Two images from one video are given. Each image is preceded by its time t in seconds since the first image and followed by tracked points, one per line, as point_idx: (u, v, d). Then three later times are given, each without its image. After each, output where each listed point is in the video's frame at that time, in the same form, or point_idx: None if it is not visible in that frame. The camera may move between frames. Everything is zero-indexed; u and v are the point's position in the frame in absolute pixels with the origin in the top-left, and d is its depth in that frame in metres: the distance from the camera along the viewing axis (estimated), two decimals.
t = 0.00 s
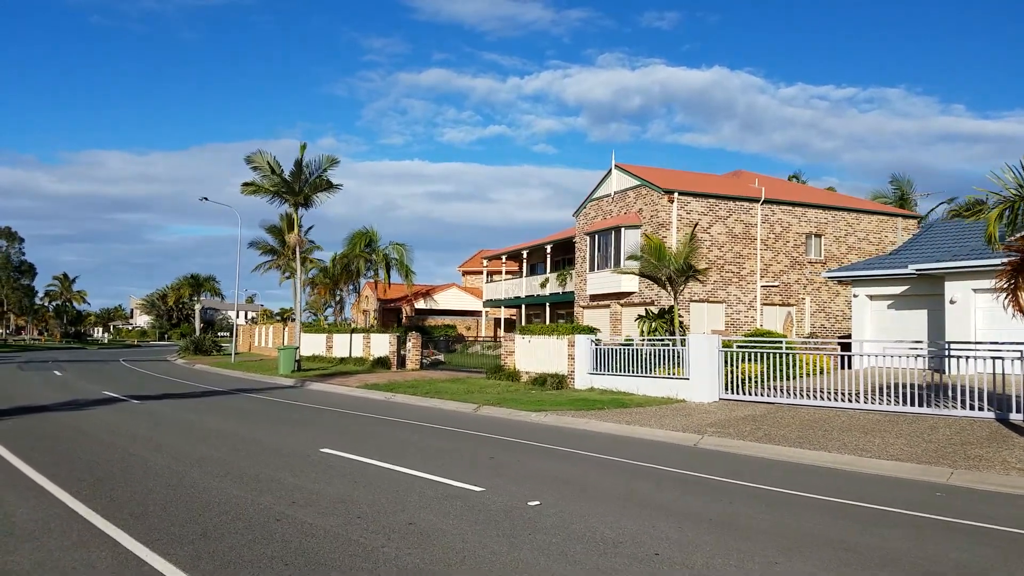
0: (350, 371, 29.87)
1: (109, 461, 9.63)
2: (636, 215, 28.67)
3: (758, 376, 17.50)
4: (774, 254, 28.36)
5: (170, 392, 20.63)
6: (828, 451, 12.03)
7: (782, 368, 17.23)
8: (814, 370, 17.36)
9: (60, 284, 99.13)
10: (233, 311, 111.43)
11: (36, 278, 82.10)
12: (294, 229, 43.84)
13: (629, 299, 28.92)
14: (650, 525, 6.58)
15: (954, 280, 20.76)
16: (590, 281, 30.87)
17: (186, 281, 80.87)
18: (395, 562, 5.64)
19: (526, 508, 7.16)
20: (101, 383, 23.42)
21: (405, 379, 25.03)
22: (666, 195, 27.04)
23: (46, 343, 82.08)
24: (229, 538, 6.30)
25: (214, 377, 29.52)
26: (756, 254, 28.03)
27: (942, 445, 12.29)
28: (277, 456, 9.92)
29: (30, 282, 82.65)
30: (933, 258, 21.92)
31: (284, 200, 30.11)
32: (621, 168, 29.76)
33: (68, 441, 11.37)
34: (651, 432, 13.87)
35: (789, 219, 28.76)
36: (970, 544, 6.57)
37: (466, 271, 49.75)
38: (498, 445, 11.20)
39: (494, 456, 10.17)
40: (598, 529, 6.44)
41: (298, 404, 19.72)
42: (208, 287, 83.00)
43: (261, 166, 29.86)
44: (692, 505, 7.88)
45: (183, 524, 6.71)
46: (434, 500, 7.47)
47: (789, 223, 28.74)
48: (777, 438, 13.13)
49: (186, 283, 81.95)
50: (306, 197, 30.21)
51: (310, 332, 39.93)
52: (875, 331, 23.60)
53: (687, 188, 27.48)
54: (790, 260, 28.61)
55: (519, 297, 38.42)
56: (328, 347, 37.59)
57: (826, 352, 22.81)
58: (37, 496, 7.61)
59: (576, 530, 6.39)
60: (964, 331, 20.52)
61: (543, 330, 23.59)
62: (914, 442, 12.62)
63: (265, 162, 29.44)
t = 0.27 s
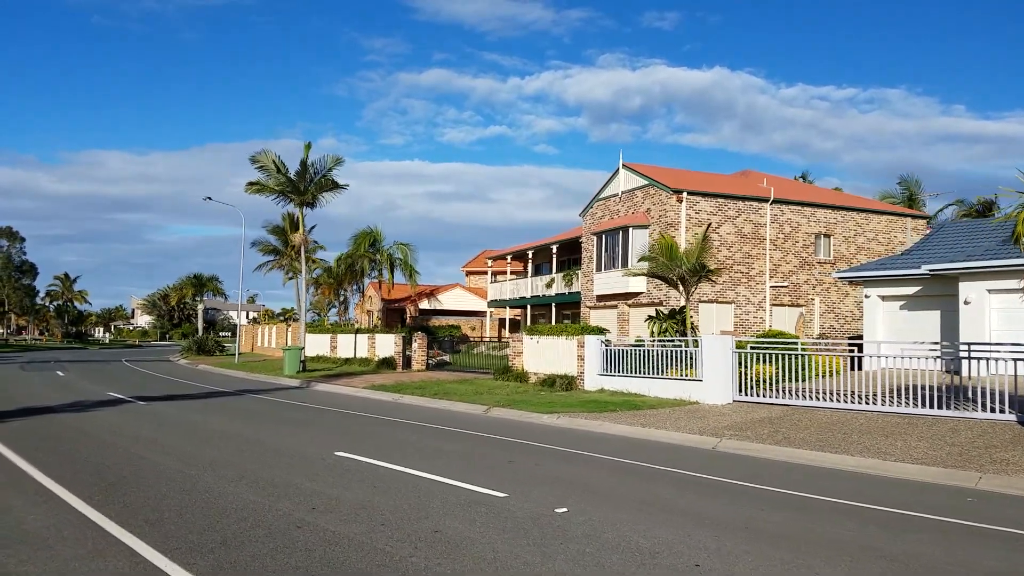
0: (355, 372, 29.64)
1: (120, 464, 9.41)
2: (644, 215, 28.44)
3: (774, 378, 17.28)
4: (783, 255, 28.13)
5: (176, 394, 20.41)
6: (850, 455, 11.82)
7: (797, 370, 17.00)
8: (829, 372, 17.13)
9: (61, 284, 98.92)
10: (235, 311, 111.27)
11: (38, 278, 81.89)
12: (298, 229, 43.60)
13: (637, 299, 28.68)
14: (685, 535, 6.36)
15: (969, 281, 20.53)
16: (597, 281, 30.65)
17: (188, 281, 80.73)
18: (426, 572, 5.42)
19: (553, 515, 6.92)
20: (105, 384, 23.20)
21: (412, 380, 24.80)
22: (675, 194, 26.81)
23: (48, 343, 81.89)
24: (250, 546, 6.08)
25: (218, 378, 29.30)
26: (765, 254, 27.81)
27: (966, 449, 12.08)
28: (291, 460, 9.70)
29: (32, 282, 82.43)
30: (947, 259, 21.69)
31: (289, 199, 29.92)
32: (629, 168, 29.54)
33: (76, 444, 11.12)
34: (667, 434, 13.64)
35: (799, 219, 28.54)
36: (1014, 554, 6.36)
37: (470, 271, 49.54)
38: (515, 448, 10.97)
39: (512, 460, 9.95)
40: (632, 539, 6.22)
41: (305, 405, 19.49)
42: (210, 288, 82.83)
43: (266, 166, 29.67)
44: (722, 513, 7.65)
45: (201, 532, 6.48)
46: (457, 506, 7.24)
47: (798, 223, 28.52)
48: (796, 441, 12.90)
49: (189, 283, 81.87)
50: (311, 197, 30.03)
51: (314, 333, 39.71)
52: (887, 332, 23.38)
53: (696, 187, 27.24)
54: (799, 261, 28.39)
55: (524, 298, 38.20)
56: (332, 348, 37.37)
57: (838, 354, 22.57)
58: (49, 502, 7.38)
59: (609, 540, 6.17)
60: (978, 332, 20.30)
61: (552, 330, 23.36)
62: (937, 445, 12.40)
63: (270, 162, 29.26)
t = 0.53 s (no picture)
0: (361, 372, 29.42)
1: (132, 468, 9.18)
2: (653, 214, 28.22)
3: (789, 379, 17.05)
4: (793, 254, 27.91)
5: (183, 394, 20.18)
6: (874, 458, 11.60)
7: (813, 370, 16.76)
8: (845, 372, 16.91)
9: (62, 284, 98.67)
10: (236, 311, 111.09)
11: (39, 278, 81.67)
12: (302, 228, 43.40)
13: (645, 299, 28.45)
14: (724, 543, 6.14)
15: (984, 280, 20.31)
16: (604, 281, 30.44)
17: (191, 281, 80.57)
18: None
19: (584, 521, 6.69)
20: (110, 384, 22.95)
21: (420, 380, 24.57)
22: (684, 193, 26.58)
23: (49, 343, 81.74)
24: (275, 554, 5.86)
25: (223, 378, 29.09)
26: (775, 253, 27.59)
27: (991, 451, 11.86)
28: (308, 462, 9.47)
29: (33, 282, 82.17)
30: (962, 258, 21.45)
31: (294, 198, 29.72)
32: (637, 166, 29.32)
33: (85, 446, 10.89)
34: (684, 436, 13.41)
35: (808, 218, 28.33)
36: None
37: (474, 271, 49.34)
38: (534, 450, 10.75)
39: (532, 462, 9.72)
40: (671, 547, 5.99)
41: (313, 406, 19.25)
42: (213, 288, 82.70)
43: (271, 165, 29.48)
44: (756, 518, 7.41)
45: (222, 539, 6.25)
46: (483, 512, 7.01)
47: (808, 222, 28.31)
48: (818, 444, 12.67)
49: (191, 283, 81.71)
50: (317, 196, 29.83)
51: (318, 333, 39.48)
52: (899, 333, 23.11)
53: (705, 186, 27.02)
54: (809, 260, 28.17)
55: (530, 297, 37.99)
56: (337, 348, 37.14)
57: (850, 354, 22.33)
58: (62, 509, 7.14)
59: (646, 548, 5.95)
60: (994, 333, 20.07)
61: (561, 330, 23.16)
62: (961, 447, 12.19)
63: (275, 160, 29.09)
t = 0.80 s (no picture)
0: (365, 372, 29.24)
1: (140, 469, 9.00)
2: (659, 213, 28.04)
3: (802, 380, 16.85)
4: (801, 254, 27.72)
5: (188, 394, 20.01)
6: (894, 460, 11.41)
7: (826, 371, 16.55)
8: (857, 372, 16.73)
9: (63, 284, 98.52)
10: (237, 311, 110.93)
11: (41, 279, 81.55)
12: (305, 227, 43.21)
13: (651, 299, 28.25)
14: (757, 549, 5.95)
15: (996, 280, 20.11)
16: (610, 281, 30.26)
17: (194, 280, 80.46)
18: None
19: (609, 525, 6.50)
20: (114, 384, 22.79)
21: (426, 380, 24.39)
22: (691, 192, 26.39)
23: (51, 343, 81.60)
24: (294, 560, 5.66)
25: (227, 378, 28.93)
26: (782, 253, 27.41)
27: (1013, 453, 11.67)
28: (320, 463, 9.28)
29: (34, 282, 82.04)
30: (974, 258, 21.25)
31: (298, 198, 29.55)
32: (644, 165, 29.14)
33: (92, 447, 10.71)
34: (698, 437, 13.23)
35: (816, 218, 28.14)
36: None
37: (477, 271, 49.16)
38: (549, 451, 10.55)
39: (547, 463, 9.53)
40: (702, 553, 5.80)
41: (320, 406, 19.08)
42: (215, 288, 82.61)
43: (275, 164, 29.31)
44: (783, 523, 7.21)
45: (238, 544, 6.06)
46: (504, 515, 6.81)
47: (816, 222, 28.12)
48: (835, 446, 12.49)
49: (194, 282, 81.61)
50: (321, 196, 29.65)
51: (322, 333, 39.30)
52: (910, 335, 22.94)
53: (712, 185, 26.85)
54: (817, 260, 27.98)
55: (535, 297, 37.81)
56: (340, 348, 36.97)
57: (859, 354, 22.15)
58: (72, 512, 6.95)
59: (677, 554, 5.75)
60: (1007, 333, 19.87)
61: (568, 330, 22.99)
62: (981, 449, 12.00)
63: (279, 159, 28.93)
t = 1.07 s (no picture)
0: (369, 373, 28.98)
1: (146, 473, 8.73)
2: (666, 212, 27.78)
3: (815, 380, 16.58)
4: (809, 253, 27.45)
5: (191, 395, 19.76)
6: (916, 463, 11.13)
7: (839, 371, 16.28)
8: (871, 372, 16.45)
9: (64, 284, 98.31)
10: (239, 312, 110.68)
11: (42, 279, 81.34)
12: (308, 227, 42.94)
13: (658, 299, 27.98)
14: (792, 560, 5.68)
15: (1010, 280, 19.83)
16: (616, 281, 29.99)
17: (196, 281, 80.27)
18: None
19: (635, 533, 6.23)
20: (116, 385, 22.54)
21: (431, 381, 24.12)
22: (699, 190, 26.10)
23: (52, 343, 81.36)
24: (308, 571, 5.40)
25: (230, 378, 28.69)
26: (790, 252, 27.14)
27: None
28: (330, 467, 9.01)
29: (35, 282, 81.82)
30: (988, 257, 20.95)
31: (302, 197, 29.28)
32: (650, 164, 28.87)
33: (95, 449, 10.45)
34: (712, 439, 12.97)
35: (824, 217, 27.87)
36: None
37: (481, 271, 48.89)
38: (563, 454, 10.28)
39: (563, 467, 9.25)
40: (735, 564, 5.54)
41: (325, 407, 18.83)
42: (217, 288, 82.42)
43: (278, 162, 29.04)
44: (813, 530, 6.94)
45: (249, 553, 5.80)
46: (524, 523, 6.54)
47: (824, 221, 27.85)
48: (853, 448, 12.23)
49: (196, 282, 81.40)
50: (324, 195, 29.38)
51: (325, 333, 39.06)
52: (921, 334, 22.62)
53: (720, 184, 26.57)
54: (825, 259, 27.70)
55: (539, 297, 37.54)
56: (343, 349, 36.71)
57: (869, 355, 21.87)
58: (76, 519, 6.70)
59: (709, 566, 5.49)
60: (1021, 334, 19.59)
61: (575, 330, 22.71)
62: (1003, 452, 11.72)
63: (282, 158, 28.67)
